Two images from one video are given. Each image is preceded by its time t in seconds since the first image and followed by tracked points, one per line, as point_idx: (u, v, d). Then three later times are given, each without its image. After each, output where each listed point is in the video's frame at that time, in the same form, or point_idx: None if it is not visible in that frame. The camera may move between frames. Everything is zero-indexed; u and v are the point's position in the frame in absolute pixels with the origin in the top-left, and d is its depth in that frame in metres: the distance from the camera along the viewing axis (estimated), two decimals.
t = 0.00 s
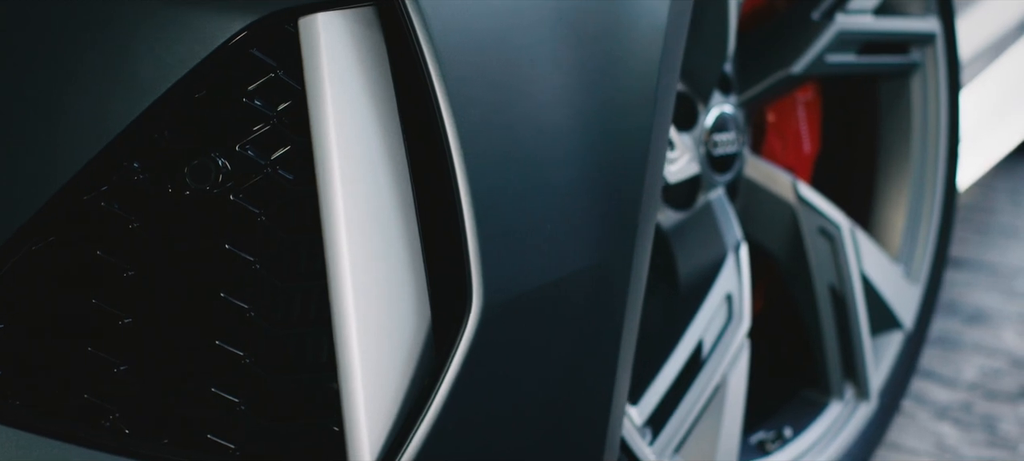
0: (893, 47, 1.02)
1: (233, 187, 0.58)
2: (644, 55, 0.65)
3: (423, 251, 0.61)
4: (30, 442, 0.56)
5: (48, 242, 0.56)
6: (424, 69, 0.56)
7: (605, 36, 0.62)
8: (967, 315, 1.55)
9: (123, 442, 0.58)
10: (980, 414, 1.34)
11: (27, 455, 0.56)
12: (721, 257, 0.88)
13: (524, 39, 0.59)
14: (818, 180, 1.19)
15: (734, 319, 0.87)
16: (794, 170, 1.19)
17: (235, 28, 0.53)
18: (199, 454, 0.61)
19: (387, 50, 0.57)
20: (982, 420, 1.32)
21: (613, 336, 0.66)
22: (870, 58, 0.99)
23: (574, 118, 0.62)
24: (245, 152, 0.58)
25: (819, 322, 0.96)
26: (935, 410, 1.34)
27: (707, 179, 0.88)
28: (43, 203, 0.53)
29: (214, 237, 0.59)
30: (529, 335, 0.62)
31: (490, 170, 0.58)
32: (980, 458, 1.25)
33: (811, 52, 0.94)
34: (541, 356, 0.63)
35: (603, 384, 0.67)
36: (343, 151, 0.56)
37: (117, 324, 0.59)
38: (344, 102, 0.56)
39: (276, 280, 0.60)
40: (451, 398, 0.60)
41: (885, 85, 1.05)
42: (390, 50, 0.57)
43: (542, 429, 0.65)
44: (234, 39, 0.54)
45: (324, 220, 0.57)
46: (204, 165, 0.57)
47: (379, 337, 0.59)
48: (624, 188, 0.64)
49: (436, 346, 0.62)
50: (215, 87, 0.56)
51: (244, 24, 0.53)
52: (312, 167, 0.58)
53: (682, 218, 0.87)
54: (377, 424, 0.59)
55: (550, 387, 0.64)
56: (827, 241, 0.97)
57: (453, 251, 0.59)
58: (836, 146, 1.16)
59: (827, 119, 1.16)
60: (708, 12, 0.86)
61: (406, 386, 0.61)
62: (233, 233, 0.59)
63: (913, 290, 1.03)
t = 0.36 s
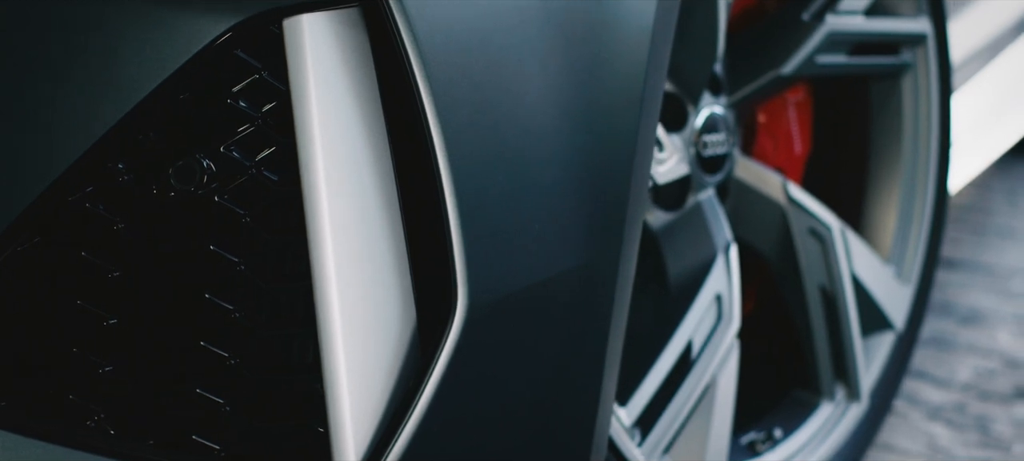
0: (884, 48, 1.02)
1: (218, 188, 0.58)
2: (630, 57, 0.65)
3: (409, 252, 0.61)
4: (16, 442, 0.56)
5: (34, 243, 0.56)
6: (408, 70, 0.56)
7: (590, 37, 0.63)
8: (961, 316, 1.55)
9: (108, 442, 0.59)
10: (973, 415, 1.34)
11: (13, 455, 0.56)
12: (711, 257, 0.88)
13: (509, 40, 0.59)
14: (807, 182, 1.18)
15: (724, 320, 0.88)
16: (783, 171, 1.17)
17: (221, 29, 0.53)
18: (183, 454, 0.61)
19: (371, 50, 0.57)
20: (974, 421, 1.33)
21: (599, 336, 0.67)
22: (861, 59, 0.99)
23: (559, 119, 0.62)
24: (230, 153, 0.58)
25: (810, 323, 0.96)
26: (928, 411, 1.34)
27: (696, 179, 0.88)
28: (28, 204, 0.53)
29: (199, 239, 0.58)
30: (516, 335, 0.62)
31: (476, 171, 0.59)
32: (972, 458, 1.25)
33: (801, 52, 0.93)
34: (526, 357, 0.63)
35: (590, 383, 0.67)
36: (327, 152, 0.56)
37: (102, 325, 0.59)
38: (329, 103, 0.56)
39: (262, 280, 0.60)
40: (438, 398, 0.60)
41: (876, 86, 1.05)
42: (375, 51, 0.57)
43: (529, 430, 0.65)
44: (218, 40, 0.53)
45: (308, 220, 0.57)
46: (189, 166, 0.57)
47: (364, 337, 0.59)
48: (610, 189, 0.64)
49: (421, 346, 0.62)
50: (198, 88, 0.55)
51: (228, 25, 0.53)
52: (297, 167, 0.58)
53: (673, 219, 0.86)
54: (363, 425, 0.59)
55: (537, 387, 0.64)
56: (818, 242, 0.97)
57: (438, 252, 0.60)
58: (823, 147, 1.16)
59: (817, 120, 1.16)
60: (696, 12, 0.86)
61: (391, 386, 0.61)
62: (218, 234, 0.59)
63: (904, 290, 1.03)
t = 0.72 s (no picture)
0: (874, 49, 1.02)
1: (201, 189, 0.58)
2: (615, 57, 0.64)
3: (392, 253, 0.61)
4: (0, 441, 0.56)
5: (16, 243, 0.56)
6: (391, 71, 0.56)
7: (574, 38, 0.63)
8: (954, 317, 1.55)
9: (91, 443, 0.59)
10: (965, 415, 1.34)
11: None
12: (699, 258, 0.88)
13: (491, 40, 0.59)
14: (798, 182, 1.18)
15: (711, 321, 0.88)
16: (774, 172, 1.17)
17: (204, 30, 0.53)
18: (164, 453, 0.61)
19: (354, 52, 0.57)
20: (966, 421, 1.33)
21: (585, 337, 0.66)
22: (850, 60, 0.99)
23: (543, 119, 0.62)
24: (213, 153, 0.58)
25: (798, 324, 0.96)
26: (919, 411, 1.35)
27: (684, 180, 0.88)
28: (11, 206, 0.54)
29: (182, 240, 0.59)
30: (499, 336, 0.62)
31: (459, 171, 0.59)
32: (962, 458, 1.26)
33: (789, 53, 0.93)
34: (510, 357, 0.63)
35: (575, 384, 0.67)
36: (310, 152, 0.56)
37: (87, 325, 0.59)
38: (312, 104, 0.56)
39: (246, 281, 0.60)
40: (421, 399, 0.60)
41: (865, 86, 1.05)
42: (358, 52, 0.57)
43: (514, 431, 0.65)
44: (201, 41, 0.53)
45: (291, 221, 0.57)
46: (172, 167, 0.57)
47: (347, 337, 0.59)
48: (596, 190, 0.64)
49: (405, 347, 0.62)
50: (182, 89, 0.55)
51: (211, 27, 0.53)
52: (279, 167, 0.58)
53: (662, 219, 0.86)
54: (346, 425, 0.59)
55: (521, 388, 0.64)
56: (806, 242, 0.97)
57: (421, 253, 0.60)
58: (813, 147, 1.16)
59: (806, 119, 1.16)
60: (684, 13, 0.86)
61: (375, 387, 0.61)
62: (201, 236, 0.59)
63: (893, 291, 1.03)
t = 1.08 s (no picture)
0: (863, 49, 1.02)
1: (185, 190, 0.58)
2: (600, 59, 0.65)
3: (377, 254, 0.61)
4: None
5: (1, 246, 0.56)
6: (374, 72, 0.57)
7: (559, 39, 0.63)
8: (947, 317, 1.55)
9: (83, 442, 0.59)
10: (956, 415, 1.35)
11: None
12: (688, 258, 0.88)
13: (476, 41, 0.59)
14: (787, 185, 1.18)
15: (700, 321, 0.88)
16: (764, 172, 1.17)
17: (188, 31, 0.53)
18: (149, 454, 0.60)
19: (338, 53, 0.58)
20: (957, 422, 1.33)
21: (570, 338, 0.67)
22: (839, 60, 0.99)
23: (528, 121, 0.62)
24: (198, 154, 0.58)
25: (787, 323, 0.96)
26: (911, 411, 1.35)
27: (673, 180, 0.88)
28: None
29: (166, 240, 0.59)
30: (484, 336, 0.62)
31: (444, 171, 0.59)
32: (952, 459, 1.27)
33: (777, 54, 0.94)
34: (495, 358, 0.63)
35: (561, 384, 0.67)
36: (294, 153, 0.56)
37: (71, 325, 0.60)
38: (296, 105, 0.56)
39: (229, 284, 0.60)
40: (405, 401, 0.60)
41: (854, 87, 1.05)
42: (342, 53, 0.58)
43: (500, 431, 0.65)
44: (185, 42, 0.53)
45: (275, 221, 0.57)
46: (156, 168, 0.57)
47: (332, 338, 0.59)
48: (581, 192, 0.65)
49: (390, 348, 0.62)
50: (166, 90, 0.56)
51: (195, 28, 0.53)
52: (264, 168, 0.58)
53: (650, 219, 0.87)
54: (331, 425, 0.60)
55: (506, 388, 0.64)
56: (795, 242, 0.96)
57: (405, 253, 0.60)
58: (804, 148, 1.17)
59: (795, 122, 1.16)
60: (672, 13, 0.85)
61: (360, 387, 0.61)
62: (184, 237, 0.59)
63: (883, 291, 1.04)
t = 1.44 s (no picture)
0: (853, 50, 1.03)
1: (170, 191, 0.58)
2: (585, 59, 0.65)
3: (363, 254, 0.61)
4: None
5: None
6: (359, 73, 0.57)
7: (543, 40, 0.63)
8: (941, 317, 1.55)
9: (69, 443, 0.59)
10: (947, 415, 1.35)
11: None
12: (677, 259, 0.88)
13: (461, 41, 0.60)
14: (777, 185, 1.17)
15: (689, 321, 0.88)
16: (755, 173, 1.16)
17: (172, 32, 0.54)
18: (135, 453, 0.61)
19: (323, 54, 0.58)
20: (948, 421, 1.34)
21: (556, 338, 0.67)
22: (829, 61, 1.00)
23: (512, 122, 0.62)
24: (182, 154, 0.58)
25: (777, 324, 0.96)
26: (902, 411, 1.36)
27: (662, 181, 0.88)
28: None
29: (151, 241, 0.59)
30: (471, 336, 0.62)
31: (428, 172, 0.59)
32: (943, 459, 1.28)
33: (766, 56, 0.94)
34: (481, 357, 0.63)
35: (548, 384, 0.67)
36: (279, 153, 0.57)
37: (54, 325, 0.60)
38: (281, 105, 0.56)
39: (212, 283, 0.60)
40: (387, 404, 0.60)
41: (844, 88, 1.05)
42: (327, 54, 0.58)
43: (492, 431, 0.65)
44: (170, 42, 0.54)
45: (260, 221, 0.57)
46: (141, 169, 0.58)
47: (317, 337, 0.59)
48: (566, 193, 0.65)
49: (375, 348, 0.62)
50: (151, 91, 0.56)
51: (180, 28, 0.54)
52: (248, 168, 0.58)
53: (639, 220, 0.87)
54: (316, 425, 0.60)
55: (493, 388, 0.65)
56: (784, 242, 0.97)
57: (391, 253, 0.60)
58: (794, 148, 1.17)
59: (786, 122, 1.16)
60: (660, 14, 0.85)
61: (345, 387, 0.61)
62: (168, 237, 0.59)
63: (872, 291, 1.05)
